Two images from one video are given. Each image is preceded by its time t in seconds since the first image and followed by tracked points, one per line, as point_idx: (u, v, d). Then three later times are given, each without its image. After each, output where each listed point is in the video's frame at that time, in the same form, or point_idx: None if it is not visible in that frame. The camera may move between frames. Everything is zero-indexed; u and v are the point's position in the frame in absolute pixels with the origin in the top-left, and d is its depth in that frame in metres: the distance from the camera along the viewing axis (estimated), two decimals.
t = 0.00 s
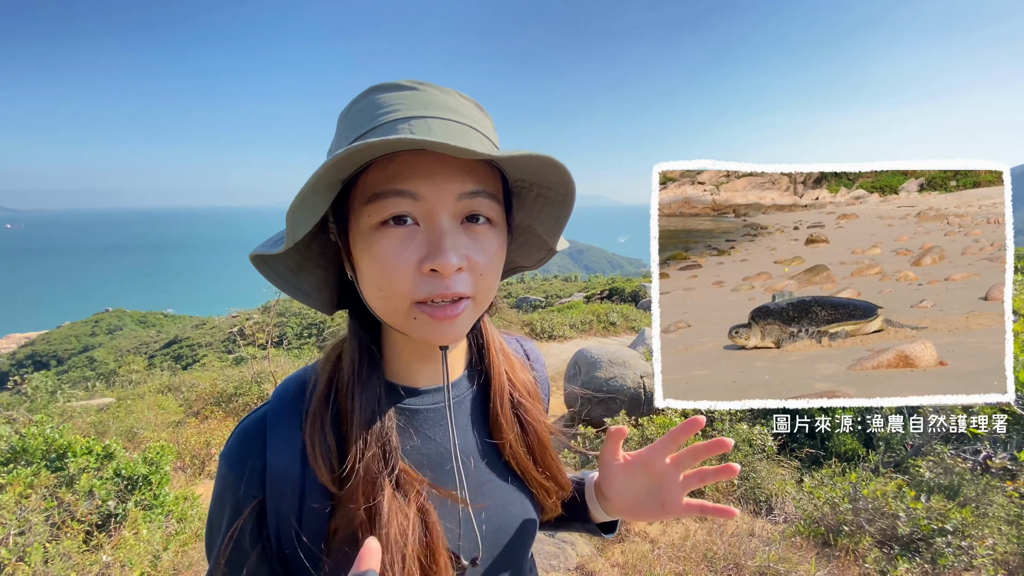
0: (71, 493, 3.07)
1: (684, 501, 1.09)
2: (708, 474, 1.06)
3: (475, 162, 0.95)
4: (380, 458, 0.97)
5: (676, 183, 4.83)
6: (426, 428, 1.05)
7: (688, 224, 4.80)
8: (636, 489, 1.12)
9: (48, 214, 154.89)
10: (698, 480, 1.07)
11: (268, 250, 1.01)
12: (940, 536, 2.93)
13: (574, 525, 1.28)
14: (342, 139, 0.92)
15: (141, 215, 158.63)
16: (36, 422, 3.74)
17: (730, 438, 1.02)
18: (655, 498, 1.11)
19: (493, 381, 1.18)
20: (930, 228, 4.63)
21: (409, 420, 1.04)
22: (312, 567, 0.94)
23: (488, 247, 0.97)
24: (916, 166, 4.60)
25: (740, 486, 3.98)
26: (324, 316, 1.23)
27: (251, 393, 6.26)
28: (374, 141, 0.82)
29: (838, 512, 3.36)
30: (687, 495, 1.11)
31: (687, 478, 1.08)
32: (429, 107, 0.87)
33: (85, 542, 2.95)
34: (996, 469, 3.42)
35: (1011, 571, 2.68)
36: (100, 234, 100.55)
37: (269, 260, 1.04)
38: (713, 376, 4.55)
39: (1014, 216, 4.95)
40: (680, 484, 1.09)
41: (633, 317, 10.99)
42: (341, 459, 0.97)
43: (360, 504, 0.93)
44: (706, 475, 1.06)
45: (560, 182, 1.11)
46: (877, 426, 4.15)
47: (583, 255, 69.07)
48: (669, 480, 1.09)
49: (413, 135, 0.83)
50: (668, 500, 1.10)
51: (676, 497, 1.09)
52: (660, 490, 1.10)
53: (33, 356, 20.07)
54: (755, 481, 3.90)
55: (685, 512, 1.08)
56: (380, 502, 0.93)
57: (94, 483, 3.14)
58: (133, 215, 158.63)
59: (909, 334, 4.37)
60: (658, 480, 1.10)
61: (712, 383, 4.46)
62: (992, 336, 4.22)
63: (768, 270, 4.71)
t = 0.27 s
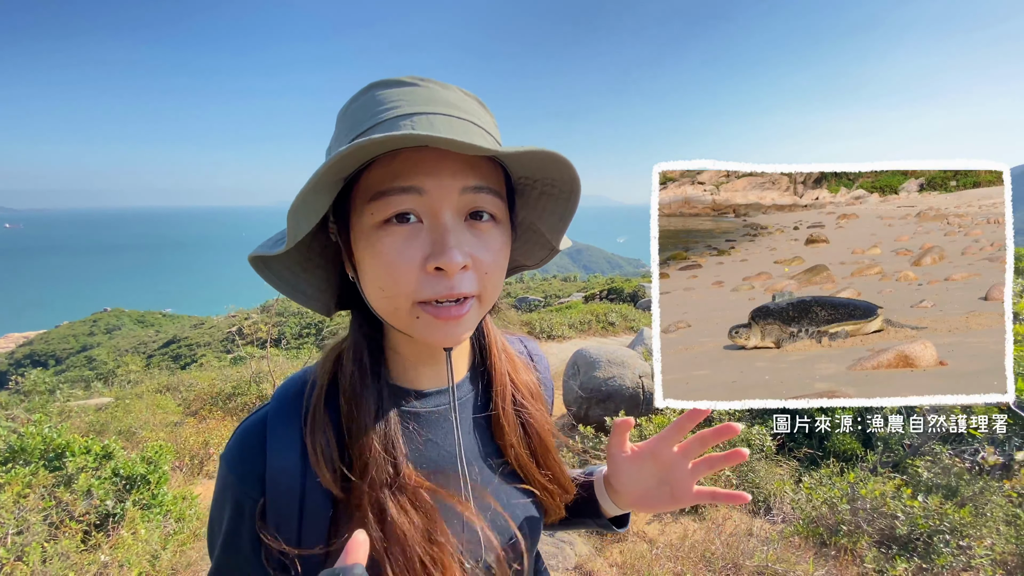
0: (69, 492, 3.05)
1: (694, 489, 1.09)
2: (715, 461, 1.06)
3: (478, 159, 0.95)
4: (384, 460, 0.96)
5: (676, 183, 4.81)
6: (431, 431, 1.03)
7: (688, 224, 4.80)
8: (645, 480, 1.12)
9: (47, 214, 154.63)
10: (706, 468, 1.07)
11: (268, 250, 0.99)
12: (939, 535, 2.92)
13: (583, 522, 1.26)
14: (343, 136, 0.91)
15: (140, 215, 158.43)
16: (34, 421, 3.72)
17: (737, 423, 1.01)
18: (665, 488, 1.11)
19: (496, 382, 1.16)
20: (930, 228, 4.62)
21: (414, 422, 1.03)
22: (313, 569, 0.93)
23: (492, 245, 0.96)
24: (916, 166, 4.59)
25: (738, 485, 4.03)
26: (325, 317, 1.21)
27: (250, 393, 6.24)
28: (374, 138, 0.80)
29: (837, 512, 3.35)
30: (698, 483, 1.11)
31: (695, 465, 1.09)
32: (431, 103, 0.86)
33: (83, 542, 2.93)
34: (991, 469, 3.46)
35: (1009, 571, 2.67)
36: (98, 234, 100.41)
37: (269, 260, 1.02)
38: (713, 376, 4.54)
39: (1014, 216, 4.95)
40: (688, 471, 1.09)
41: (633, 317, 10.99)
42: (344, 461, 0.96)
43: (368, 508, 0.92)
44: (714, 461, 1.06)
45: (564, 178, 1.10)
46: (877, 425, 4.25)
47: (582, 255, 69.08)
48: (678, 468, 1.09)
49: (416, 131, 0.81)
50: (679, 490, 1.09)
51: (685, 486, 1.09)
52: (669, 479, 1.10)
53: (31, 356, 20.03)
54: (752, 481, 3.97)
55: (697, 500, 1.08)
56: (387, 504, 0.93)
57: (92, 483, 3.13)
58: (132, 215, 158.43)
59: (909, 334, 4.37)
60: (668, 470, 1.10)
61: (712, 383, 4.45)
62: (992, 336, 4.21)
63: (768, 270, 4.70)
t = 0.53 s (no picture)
0: (67, 493, 3.04)
1: (702, 485, 1.08)
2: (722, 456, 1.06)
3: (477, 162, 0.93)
4: (385, 463, 0.95)
5: (676, 183, 4.80)
6: (432, 432, 1.02)
7: (688, 224, 4.79)
8: (651, 475, 1.11)
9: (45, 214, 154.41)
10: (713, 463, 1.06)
11: (267, 258, 0.98)
12: (937, 535, 2.92)
13: (591, 521, 1.25)
14: (341, 140, 0.89)
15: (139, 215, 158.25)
16: (32, 421, 3.71)
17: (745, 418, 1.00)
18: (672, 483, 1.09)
19: (499, 381, 1.15)
20: (930, 228, 4.62)
21: (415, 424, 1.02)
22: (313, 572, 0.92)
23: (492, 249, 0.95)
24: (916, 166, 4.59)
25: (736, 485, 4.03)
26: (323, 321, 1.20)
27: (249, 393, 6.23)
28: (373, 146, 0.79)
29: (835, 512, 3.34)
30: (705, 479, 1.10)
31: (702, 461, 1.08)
32: (430, 107, 0.85)
33: (81, 543, 2.92)
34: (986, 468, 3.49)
35: (1008, 571, 2.66)
36: (97, 234, 100.27)
37: (269, 267, 1.01)
38: (713, 376, 4.52)
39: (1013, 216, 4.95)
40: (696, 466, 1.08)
41: (632, 317, 10.99)
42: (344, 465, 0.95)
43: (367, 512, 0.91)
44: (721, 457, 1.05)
45: (564, 182, 1.09)
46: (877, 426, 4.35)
47: (581, 255, 69.11)
48: (685, 464, 1.08)
49: (414, 137, 0.81)
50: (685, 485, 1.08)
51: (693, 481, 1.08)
52: (676, 474, 1.09)
53: (28, 356, 19.99)
54: (751, 481, 3.97)
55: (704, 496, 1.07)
56: (387, 508, 0.92)
57: (90, 483, 3.11)
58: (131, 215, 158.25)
59: (909, 334, 4.36)
60: (675, 466, 1.09)
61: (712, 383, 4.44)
62: (991, 336, 4.19)
63: (768, 270, 4.70)
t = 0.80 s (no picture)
0: (66, 493, 3.04)
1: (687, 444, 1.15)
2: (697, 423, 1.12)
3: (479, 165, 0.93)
4: (386, 462, 0.95)
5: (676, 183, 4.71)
6: (434, 432, 1.02)
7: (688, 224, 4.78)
8: (634, 448, 1.17)
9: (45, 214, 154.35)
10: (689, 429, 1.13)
11: (273, 262, 0.99)
12: (937, 535, 2.91)
13: (596, 513, 1.28)
14: (344, 143, 0.89)
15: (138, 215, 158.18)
16: (31, 422, 3.70)
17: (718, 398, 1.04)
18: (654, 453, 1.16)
19: (499, 379, 1.15)
20: (930, 228, 4.62)
21: (417, 423, 1.01)
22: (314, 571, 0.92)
23: (494, 251, 0.95)
24: (916, 165, 4.50)
25: (735, 486, 3.98)
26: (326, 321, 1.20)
27: (248, 394, 6.22)
28: (378, 158, 0.78)
29: (835, 512, 3.34)
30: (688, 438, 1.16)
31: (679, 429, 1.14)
32: (434, 114, 0.85)
33: (80, 543, 2.91)
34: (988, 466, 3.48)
35: (1007, 571, 2.66)
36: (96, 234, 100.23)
37: (274, 271, 1.02)
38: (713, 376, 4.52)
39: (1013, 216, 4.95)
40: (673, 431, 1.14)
41: (631, 317, 11.00)
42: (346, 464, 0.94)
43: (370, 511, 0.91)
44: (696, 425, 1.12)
45: (567, 187, 1.09)
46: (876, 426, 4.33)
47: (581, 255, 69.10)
48: (666, 429, 1.15)
49: (417, 142, 0.81)
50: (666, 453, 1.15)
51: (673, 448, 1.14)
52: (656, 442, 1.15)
53: (27, 356, 19.98)
54: (751, 482, 3.95)
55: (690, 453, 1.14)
56: (388, 507, 0.91)
57: (89, 484, 3.11)
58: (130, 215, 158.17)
59: (909, 334, 4.36)
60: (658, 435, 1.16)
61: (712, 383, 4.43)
62: (991, 336, 4.21)
63: (768, 270, 4.70)
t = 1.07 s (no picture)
0: (66, 493, 3.04)
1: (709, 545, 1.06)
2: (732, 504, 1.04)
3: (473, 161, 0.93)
4: (382, 467, 0.94)
5: (676, 183, 4.79)
6: (432, 437, 1.02)
7: (688, 224, 4.78)
8: (659, 519, 1.09)
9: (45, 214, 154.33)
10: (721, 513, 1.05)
11: (265, 257, 0.98)
12: (937, 535, 2.91)
13: (588, 541, 1.25)
14: (339, 138, 0.89)
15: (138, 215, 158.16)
16: (31, 422, 3.70)
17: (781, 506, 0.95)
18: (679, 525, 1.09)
19: (498, 383, 1.15)
20: (930, 228, 4.62)
21: (414, 428, 1.01)
22: None
23: (489, 249, 0.94)
24: (916, 166, 4.59)
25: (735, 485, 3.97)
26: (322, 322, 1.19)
27: (248, 394, 6.22)
28: (369, 143, 0.78)
29: (834, 512, 3.34)
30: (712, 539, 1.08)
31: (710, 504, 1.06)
32: (427, 106, 0.85)
33: (80, 543, 2.91)
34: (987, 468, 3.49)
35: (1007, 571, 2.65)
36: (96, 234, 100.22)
37: (267, 266, 1.01)
38: (713, 376, 4.52)
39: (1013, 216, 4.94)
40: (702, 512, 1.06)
41: (631, 317, 11.00)
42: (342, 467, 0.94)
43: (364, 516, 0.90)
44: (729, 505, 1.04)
45: (563, 181, 1.08)
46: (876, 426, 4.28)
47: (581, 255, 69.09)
48: (698, 522, 1.06)
49: (411, 135, 0.80)
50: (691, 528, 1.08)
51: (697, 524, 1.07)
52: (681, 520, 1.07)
53: (27, 356, 20.00)
54: (751, 482, 3.94)
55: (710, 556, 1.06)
56: (383, 513, 0.91)
57: (89, 484, 3.11)
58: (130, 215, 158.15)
59: (909, 334, 4.33)
60: (686, 520, 1.07)
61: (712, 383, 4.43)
62: (991, 336, 4.19)
63: (768, 270, 4.70)
